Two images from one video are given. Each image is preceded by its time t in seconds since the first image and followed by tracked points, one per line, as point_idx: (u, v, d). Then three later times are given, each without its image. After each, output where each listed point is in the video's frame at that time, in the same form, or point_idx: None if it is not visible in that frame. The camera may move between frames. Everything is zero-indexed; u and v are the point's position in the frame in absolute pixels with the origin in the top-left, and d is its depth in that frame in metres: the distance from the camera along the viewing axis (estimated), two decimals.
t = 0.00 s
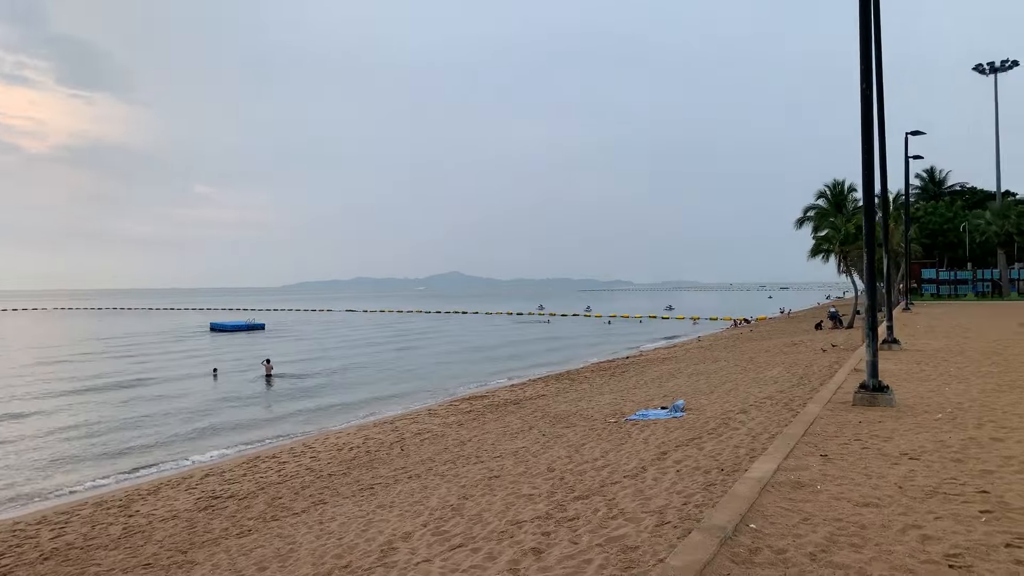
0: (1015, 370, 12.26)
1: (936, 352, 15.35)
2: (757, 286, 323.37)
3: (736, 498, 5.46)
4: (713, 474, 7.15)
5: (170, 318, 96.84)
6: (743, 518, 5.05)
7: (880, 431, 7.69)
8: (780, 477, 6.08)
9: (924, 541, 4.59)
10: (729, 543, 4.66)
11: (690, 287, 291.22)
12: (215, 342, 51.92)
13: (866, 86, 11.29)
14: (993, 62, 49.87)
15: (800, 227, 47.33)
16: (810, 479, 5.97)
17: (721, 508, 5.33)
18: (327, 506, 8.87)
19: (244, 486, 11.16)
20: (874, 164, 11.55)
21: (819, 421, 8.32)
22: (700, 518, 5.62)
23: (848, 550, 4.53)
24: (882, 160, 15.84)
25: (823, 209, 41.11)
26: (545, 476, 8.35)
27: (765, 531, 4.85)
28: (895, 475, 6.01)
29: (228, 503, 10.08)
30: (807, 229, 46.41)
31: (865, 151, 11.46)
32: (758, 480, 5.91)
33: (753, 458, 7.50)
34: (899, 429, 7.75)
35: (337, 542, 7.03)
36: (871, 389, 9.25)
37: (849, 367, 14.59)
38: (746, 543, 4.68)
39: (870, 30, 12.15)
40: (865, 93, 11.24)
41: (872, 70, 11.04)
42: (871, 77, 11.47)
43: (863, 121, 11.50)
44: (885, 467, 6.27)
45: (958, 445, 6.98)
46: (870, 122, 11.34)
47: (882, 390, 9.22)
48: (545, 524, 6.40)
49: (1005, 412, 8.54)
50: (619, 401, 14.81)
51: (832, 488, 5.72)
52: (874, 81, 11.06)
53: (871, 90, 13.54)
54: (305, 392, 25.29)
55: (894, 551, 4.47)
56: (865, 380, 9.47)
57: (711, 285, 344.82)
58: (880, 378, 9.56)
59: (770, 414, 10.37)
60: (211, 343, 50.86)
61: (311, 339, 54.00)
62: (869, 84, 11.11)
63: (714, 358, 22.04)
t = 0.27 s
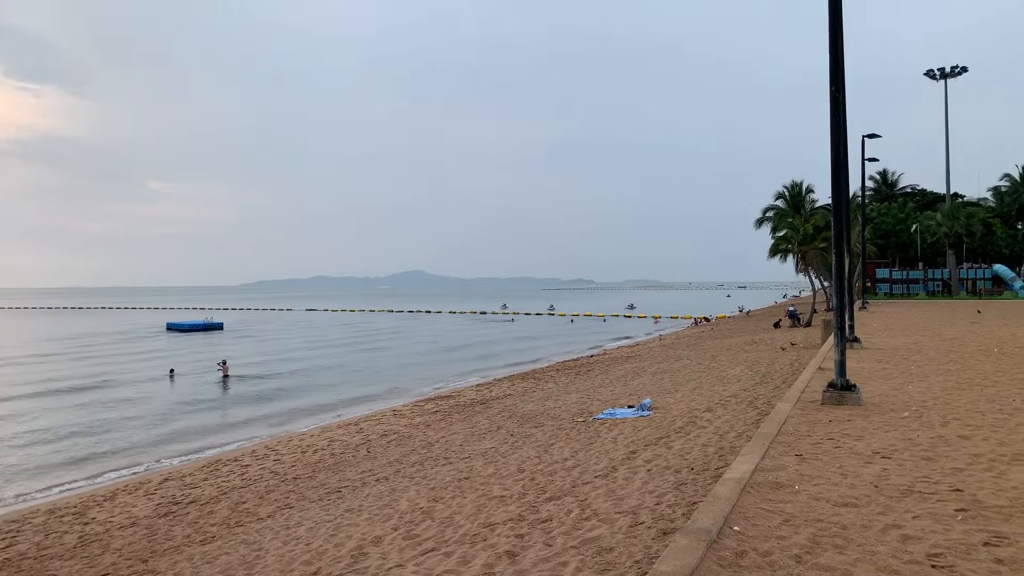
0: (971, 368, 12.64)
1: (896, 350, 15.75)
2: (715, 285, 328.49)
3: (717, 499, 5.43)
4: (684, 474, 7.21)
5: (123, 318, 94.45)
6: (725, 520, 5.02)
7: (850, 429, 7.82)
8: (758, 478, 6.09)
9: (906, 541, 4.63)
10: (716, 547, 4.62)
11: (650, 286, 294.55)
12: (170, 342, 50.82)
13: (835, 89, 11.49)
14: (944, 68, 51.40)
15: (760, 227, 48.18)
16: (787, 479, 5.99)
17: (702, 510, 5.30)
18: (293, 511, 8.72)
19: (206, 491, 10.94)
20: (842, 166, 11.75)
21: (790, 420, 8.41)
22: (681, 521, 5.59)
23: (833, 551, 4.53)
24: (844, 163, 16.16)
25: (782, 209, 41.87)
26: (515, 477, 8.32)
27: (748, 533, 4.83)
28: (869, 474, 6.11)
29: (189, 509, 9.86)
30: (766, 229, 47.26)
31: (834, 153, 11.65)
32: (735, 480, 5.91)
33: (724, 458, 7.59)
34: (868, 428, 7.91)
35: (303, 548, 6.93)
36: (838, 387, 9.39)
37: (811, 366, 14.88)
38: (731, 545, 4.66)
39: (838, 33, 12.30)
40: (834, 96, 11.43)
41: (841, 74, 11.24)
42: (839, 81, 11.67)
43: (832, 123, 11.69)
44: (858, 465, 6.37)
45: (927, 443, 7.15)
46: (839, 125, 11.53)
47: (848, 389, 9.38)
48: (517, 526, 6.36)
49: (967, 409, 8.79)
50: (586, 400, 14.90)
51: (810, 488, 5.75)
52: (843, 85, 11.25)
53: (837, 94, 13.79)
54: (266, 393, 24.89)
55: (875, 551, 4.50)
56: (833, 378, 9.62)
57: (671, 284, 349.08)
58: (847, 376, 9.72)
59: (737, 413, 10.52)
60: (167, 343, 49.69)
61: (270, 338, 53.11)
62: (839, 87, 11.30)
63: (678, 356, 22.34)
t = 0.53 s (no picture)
0: (925, 368, 13.03)
1: (851, 351, 16.15)
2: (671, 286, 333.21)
3: (693, 503, 5.40)
4: (651, 476, 7.28)
5: (68, 318, 91.49)
6: (703, 525, 4.99)
7: (817, 430, 7.96)
8: (731, 480, 6.12)
9: (882, 543, 4.68)
10: (694, 552, 4.58)
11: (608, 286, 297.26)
12: (119, 344, 49.39)
13: (798, 93, 11.67)
14: (893, 76, 52.91)
15: (716, 228, 48.96)
16: (760, 481, 6.03)
17: (679, 514, 5.27)
18: (252, 518, 8.56)
19: (159, 499, 10.65)
20: (805, 169, 11.95)
21: (757, 420, 8.51)
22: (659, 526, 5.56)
23: (811, 555, 4.54)
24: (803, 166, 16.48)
25: (738, 211, 42.61)
26: (480, 480, 8.29)
27: (726, 537, 4.81)
28: (839, 475, 6.21)
29: (142, 518, 9.58)
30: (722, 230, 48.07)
31: (797, 157, 11.85)
32: (709, 482, 5.92)
33: (690, 459, 7.69)
34: (833, 428, 8.05)
35: (264, 557, 6.81)
36: (803, 388, 9.55)
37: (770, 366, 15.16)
38: (710, 551, 4.62)
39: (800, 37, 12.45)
40: (798, 100, 11.61)
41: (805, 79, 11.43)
42: (802, 86, 11.87)
43: (796, 127, 11.89)
44: (829, 467, 6.46)
45: (891, 443, 7.32)
46: (802, 128, 11.73)
47: (812, 389, 9.55)
48: (486, 531, 6.32)
49: (926, 409, 9.04)
50: (549, 401, 14.93)
51: (783, 490, 5.79)
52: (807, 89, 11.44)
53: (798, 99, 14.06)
54: (221, 396, 24.38)
55: (854, 554, 4.53)
56: (797, 380, 9.78)
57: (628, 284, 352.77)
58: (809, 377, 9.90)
59: (700, 414, 10.67)
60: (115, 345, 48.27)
61: (223, 340, 52.03)
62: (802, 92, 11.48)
63: (637, 356, 22.57)
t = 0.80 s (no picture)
0: (903, 364, 13.21)
1: (828, 348, 16.35)
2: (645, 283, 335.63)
3: (689, 504, 5.38)
4: (634, 475, 7.45)
5: (33, 318, 89.59)
6: (701, 527, 4.95)
7: (805, 429, 8.01)
8: (723, 480, 6.14)
9: (882, 544, 4.70)
10: (695, 555, 4.53)
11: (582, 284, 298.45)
12: (87, 343, 48.49)
13: (783, 90, 11.62)
14: (864, 76, 53.60)
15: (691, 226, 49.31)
16: (753, 481, 6.06)
17: (675, 516, 5.22)
18: (228, 522, 8.53)
19: (132, 503, 10.48)
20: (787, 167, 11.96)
21: (743, 419, 8.55)
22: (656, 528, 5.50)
23: (813, 558, 4.53)
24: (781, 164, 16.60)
25: (712, 210, 42.96)
26: (462, 481, 8.38)
27: (724, 540, 4.77)
28: (831, 474, 6.25)
29: (114, 523, 9.43)
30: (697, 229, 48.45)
31: (782, 154, 11.81)
32: (702, 483, 5.91)
33: (674, 459, 7.84)
34: (820, 426, 8.12)
35: (242, 562, 6.80)
36: (788, 386, 9.59)
37: (749, 364, 15.28)
38: (711, 554, 4.58)
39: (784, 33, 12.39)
40: (783, 98, 11.57)
41: (788, 78, 11.46)
42: (785, 83, 11.86)
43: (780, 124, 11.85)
44: (821, 466, 6.50)
45: (879, 441, 7.40)
46: (785, 126, 11.71)
47: (797, 387, 9.61)
48: (470, 533, 6.33)
49: (909, 406, 9.15)
50: (528, 400, 14.96)
51: (777, 490, 5.80)
52: (790, 88, 11.47)
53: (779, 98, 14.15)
54: (193, 396, 24.05)
55: (855, 556, 4.53)
56: (781, 377, 9.83)
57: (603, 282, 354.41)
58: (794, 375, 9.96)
59: (682, 412, 10.75)
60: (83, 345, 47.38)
61: (194, 339, 51.33)
62: (786, 90, 11.47)
63: (615, 354, 22.69)
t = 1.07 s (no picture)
0: (891, 365, 13.29)
1: (816, 348, 16.45)
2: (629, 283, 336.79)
3: (691, 509, 5.32)
4: (623, 477, 7.58)
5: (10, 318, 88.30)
6: (705, 533, 4.91)
7: (800, 430, 8.03)
8: (723, 483, 6.12)
9: (888, 549, 4.69)
10: (700, 561, 4.49)
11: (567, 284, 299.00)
12: (66, 344, 47.88)
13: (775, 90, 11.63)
14: (846, 77, 54.05)
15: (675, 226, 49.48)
16: (753, 484, 6.05)
17: (677, 522, 5.16)
18: (214, 527, 8.52)
19: (114, 507, 10.36)
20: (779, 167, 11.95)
21: (738, 420, 8.55)
22: (657, 534, 5.45)
23: (819, 563, 4.51)
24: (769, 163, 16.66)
25: (697, 210, 43.17)
26: (452, 484, 8.51)
27: (728, 546, 4.74)
28: (831, 477, 6.25)
29: (96, 528, 9.35)
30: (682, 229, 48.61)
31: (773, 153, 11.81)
32: (702, 486, 5.87)
33: (665, 461, 7.91)
34: (815, 428, 8.15)
35: (230, 568, 6.81)
36: (781, 388, 9.61)
37: (736, 364, 15.33)
38: (716, 561, 4.53)
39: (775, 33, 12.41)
40: (775, 97, 11.57)
41: (780, 77, 11.48)
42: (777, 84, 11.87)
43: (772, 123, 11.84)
44: (819, 469, 6.51)
45: (875, 443, 7.42)
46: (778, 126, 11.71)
47: (790, 388, 9.63)
48: (462, 536, 6.42)
49: (901, 407, 9.20)
50: (516, 400, 14.94)
51: (778, 494, 5.80)
52: (783, 87, 11.49)
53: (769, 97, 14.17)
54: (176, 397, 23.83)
55: (861, 561, 4.52)
56: (774, 379, 9.84)
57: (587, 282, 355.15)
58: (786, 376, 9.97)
59: (671, 412, 10.79)
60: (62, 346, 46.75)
61: (176, 339, 50.84)
62: (778, 90, 11.47)
63: (601, 354, 22.74)
